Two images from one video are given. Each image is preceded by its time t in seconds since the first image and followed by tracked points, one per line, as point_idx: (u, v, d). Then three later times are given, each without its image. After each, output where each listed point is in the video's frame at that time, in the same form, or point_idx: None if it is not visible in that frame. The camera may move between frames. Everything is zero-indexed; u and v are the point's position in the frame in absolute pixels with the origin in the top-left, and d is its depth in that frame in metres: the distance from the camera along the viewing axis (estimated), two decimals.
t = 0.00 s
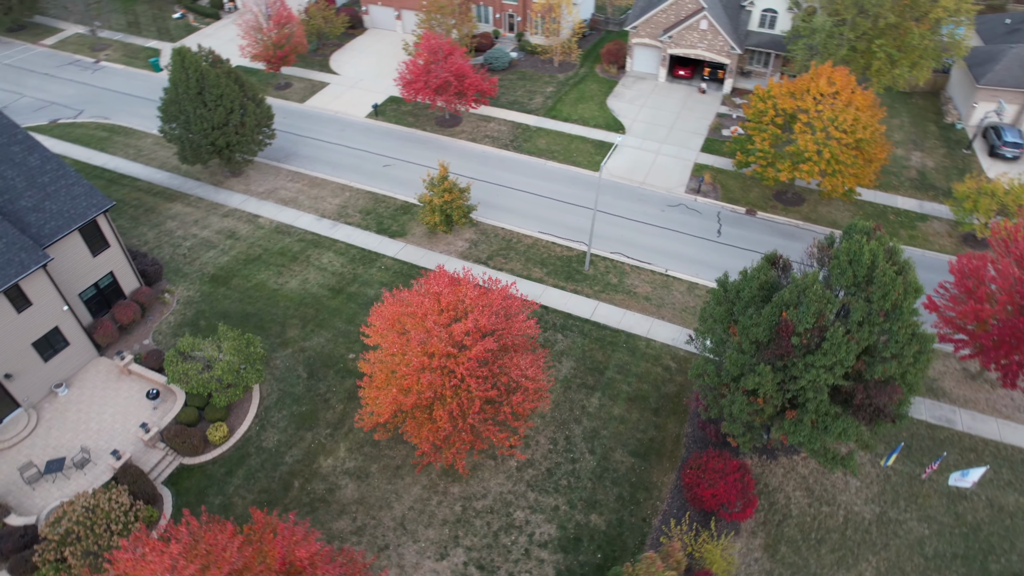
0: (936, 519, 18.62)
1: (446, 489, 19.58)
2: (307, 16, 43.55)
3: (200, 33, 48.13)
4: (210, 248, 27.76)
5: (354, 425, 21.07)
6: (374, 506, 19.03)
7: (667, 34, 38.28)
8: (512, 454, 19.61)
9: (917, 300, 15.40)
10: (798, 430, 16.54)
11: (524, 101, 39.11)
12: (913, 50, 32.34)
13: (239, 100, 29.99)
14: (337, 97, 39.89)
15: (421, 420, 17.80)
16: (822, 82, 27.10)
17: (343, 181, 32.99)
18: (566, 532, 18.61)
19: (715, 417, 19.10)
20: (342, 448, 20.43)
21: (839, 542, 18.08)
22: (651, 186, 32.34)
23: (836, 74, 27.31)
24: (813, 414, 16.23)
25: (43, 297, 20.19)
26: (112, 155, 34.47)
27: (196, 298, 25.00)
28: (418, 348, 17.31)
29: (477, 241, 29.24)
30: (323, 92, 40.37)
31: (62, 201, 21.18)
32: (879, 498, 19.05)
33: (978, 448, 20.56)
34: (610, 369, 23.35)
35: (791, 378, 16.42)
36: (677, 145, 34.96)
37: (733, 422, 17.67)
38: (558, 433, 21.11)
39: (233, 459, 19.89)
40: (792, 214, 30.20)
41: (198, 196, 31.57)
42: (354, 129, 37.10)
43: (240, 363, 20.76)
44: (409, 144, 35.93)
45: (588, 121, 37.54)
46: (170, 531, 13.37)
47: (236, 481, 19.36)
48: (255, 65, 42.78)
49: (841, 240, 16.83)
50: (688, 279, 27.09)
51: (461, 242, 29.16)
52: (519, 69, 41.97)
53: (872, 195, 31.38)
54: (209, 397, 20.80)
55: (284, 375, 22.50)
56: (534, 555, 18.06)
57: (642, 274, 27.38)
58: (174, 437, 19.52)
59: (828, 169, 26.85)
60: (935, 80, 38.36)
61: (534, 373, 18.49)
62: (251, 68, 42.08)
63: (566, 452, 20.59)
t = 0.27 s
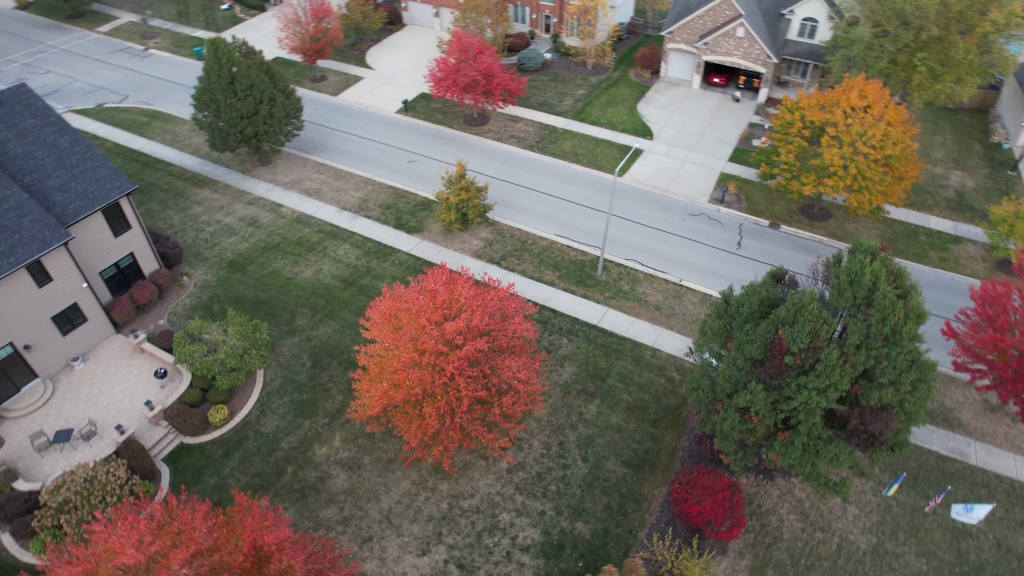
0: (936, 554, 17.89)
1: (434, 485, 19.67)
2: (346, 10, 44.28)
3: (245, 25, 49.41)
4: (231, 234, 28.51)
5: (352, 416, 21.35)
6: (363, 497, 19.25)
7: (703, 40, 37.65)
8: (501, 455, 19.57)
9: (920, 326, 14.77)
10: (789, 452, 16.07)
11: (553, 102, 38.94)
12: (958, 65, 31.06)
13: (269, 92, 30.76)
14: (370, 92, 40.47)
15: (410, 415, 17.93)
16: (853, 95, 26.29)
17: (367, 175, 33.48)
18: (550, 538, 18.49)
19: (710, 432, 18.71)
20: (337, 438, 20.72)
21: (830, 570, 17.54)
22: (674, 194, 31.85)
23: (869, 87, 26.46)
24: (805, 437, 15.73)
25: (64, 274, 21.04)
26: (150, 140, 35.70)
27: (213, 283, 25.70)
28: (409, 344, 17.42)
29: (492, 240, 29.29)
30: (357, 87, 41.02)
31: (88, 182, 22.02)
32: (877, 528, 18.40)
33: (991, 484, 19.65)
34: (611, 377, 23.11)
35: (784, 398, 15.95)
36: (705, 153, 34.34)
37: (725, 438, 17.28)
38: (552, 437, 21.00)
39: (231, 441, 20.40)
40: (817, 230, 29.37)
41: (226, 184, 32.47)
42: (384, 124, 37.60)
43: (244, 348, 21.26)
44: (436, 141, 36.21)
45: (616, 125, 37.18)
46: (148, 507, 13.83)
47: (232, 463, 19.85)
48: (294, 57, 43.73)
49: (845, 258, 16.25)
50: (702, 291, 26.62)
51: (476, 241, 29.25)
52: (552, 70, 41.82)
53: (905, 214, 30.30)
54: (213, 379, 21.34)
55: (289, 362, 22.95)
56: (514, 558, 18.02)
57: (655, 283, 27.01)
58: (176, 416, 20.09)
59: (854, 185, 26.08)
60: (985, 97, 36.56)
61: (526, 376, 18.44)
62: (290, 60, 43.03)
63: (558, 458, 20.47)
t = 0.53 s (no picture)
0: None
1: (423, 481, 19.80)
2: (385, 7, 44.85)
3: (288, 18, 50.50)
4: (253, 222, 29.23)
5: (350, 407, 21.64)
6: (352, 488, 19.51)
7: (738, 48, 36.92)
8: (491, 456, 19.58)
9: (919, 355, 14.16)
10: (776, 474, 15.61)
11: (583, 105, 38.64)
12: (1004, 83, 29.70)
13: (298, 84, 31.43)
14: (402, 88, 40.93)
15: (400, 410, 18.09)
16: (883, 109, 25.46)
17: (391, 171, 33.91)
18: (533, 542, 18.42)
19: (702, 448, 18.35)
20: (333, 428, 21.03)
21: None
22: (696, 202, 31.30)
23: (901, 102, 25.59)
24: (793, 459, 15.27)
25: (85, 253, 21.89)
26: (186, 127, 36.84)
27: (229, 269, 26.41)
28: (402, 340, 17.57)
29: (506, 241, 29.30)
30: (390, 82, 41.53)
31: (113, 165, 22.84)
32: (871, 559, 17.80)
33: (1000, 523, 18.77)
34: (612, 385, 22.87)
35: (774, 418, 15.51)
36: (732, 163, 33.66)
37: (713, 456, 16.89)
38: (546, 442, 20.92)
39: (231, 424, 20.91)
40: (841, 247, 28.51)
41: (254, 173, 33.33)
42: (412, 120, 37.99)
43: (250, 334, 21.76)
44: (462, 139, 36.43)
45: (644, 130, 36.73)
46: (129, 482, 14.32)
47: (230, 445, 20.34)
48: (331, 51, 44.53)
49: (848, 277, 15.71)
50: (714, 303, 26.14)
51: (490, 240, 29.30)
52: (584, 72, 41.53)
53: (937, 235, 29.17)
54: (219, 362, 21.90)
55: (294, 351, 23.40)
56: (495, 560, 18.00)
57: (667, 293, 26.62)
58: (180, 396, 20.68)
59: (879, 203, 25.30)
60: None
61: (518, 379, 18.38)
62: (327, 54, 43.82)
63: (549, 462, 20.38)
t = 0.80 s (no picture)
0: None
1: (413, 476, 19.95)
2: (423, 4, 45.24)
3: (331, 11, 51.38)
4: (275, 212, 29.92)
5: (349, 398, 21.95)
6: (343, 478, 19.79)
7: (775, 57, 36.09)
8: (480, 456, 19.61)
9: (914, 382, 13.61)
10: (760, 495, 15.19)
11: (612, 109, 38.17)
12: None
13: (326, 77, 32.04)
14: (434, 85, 41.26)
15: (390, 404, 18.26)
16: (915, 125, 24.56)
17: (414, 167, 34.26)
18: (515, 545, 18.38)
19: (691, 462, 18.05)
20: (331, 417, 21.37)
21: None
22: (718, 212, 30.69)
23: (935, 119, 24.64)
24: (777, 481, 14.81)
25: (107, 233, 22.72)
26: (222, 115, 37.90)
27: (247, 256, 27.09)
28: (395, 335, 17.71)
29: (521, 242, 29.26)
30: (422, 79, 41.91)
31: (139, 149, 23.61)
32: None
33: (1004, 563, 17.95)
34: (612, 393, 22.63)
35: (760, 438, 15.08)
36: (759, 173, 32.93)
37: (699, 471, 16.56)
38: (539, 445, 20.85)
39: (233, 407, 21.45)
40: (865, 266, 27.64)
41: (282, 163, 34.10)
42: (441, 118, 38.30)
43: (257, 319, 22.26)
44: (488, 138, 36.55)
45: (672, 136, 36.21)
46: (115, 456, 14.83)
47: (229, 428, 20.86)
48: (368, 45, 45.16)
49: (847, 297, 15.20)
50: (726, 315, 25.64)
51: (505, 240, 29.30)
52: (617, 76, 41.14)
53: (969, 259, 28.01)
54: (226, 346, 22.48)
55: (301, 339, 23.85)
56: (475, 559, 18.03)
57: (678, 303, 26.20)
58: (185, 377, 21.31)
59: (904, 222, 24.46)
60: None
61: (509, 381, 18.35)
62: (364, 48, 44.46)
63: (540, 467, 20.30)
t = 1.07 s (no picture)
0: None
1: (403, 471, 20.08)
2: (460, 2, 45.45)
3: (371, 7, 52.05)
4: (296, 203, 30.55)
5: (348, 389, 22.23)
6: (335, 468, 20.05)
7: (811, 67, 35.20)
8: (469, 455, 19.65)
9: (903, 411, 13.08)
10: (740, 516, 14.78)
11: (641, 114, 37.63)
12: None
13: (355, 72, 32.58)
14: (465, 83, 41.45)
15: (381, 398, 18.43)
16: (946, 143, 23.62)
17: (437, 164, 34.48)
18: (497, 547, 18.34)
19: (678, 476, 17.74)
20: (329, 407, 21.67)
21: None
22: (739, 223, 30.03)
23: (968, 137, 23.66)
24: (758, 503, 14.36)
25: (128, 215, 23.52)
26: (257, 105, 38.84)
27: (264, 244, 27.72)
28: (388, 330, 17.85)
29: (535, 244, 29.14)
30: (454, 77, 42.13)
31: (163, 136, 24.34)
32: None
33: None
34: (611, 401, 22.37)
35: (744, 457, 14.67)
36: (785, 185, 32.13)
37: (683, 486, 16.23)
38: (531, 449, 20.77)
39: (236, 391, 21.96)
40: (887, 286, 26.74)
41: (308, 155, 34.75)
42: (469, 116, 38.45)
43: (265, 307, 22.73)
44: (513, 138, 36.55)
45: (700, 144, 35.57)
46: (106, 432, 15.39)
47: (230, 411, 21.35)
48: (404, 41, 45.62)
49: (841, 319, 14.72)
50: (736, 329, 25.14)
51: (519, 241, 29.25)
52: (650, 80, 40.59)
53: (1000, 284, 26.83)
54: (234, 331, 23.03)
55: (308, 328, 24.25)
56: (456, 559, 18.05)
57: (688, 313, 25.73)
58: (192, 359, 21.91)
59: (928, 242, 23.60)
60: None
61: (500, 382, 18.32)
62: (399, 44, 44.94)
63: (530, 470, 20.22)
